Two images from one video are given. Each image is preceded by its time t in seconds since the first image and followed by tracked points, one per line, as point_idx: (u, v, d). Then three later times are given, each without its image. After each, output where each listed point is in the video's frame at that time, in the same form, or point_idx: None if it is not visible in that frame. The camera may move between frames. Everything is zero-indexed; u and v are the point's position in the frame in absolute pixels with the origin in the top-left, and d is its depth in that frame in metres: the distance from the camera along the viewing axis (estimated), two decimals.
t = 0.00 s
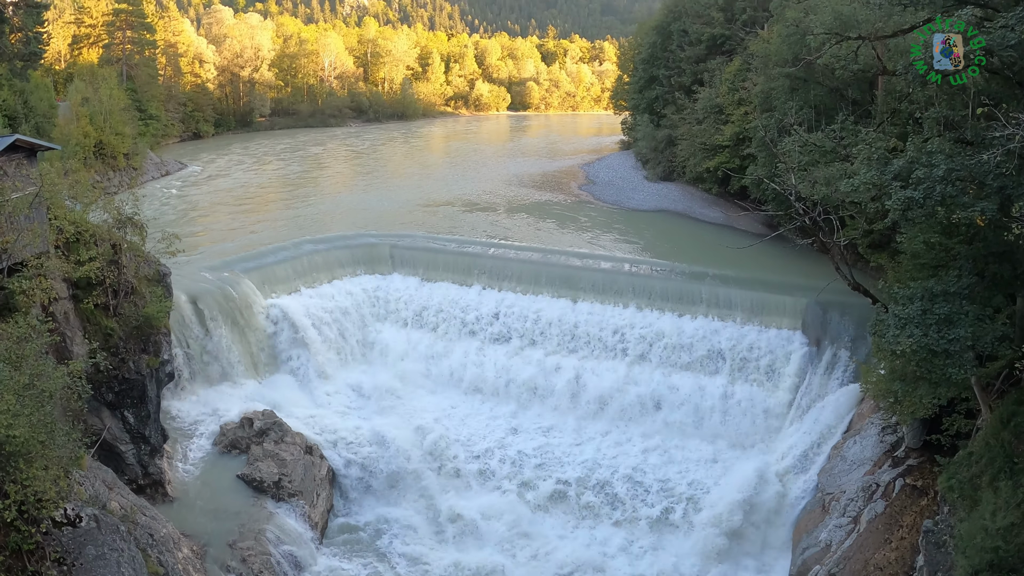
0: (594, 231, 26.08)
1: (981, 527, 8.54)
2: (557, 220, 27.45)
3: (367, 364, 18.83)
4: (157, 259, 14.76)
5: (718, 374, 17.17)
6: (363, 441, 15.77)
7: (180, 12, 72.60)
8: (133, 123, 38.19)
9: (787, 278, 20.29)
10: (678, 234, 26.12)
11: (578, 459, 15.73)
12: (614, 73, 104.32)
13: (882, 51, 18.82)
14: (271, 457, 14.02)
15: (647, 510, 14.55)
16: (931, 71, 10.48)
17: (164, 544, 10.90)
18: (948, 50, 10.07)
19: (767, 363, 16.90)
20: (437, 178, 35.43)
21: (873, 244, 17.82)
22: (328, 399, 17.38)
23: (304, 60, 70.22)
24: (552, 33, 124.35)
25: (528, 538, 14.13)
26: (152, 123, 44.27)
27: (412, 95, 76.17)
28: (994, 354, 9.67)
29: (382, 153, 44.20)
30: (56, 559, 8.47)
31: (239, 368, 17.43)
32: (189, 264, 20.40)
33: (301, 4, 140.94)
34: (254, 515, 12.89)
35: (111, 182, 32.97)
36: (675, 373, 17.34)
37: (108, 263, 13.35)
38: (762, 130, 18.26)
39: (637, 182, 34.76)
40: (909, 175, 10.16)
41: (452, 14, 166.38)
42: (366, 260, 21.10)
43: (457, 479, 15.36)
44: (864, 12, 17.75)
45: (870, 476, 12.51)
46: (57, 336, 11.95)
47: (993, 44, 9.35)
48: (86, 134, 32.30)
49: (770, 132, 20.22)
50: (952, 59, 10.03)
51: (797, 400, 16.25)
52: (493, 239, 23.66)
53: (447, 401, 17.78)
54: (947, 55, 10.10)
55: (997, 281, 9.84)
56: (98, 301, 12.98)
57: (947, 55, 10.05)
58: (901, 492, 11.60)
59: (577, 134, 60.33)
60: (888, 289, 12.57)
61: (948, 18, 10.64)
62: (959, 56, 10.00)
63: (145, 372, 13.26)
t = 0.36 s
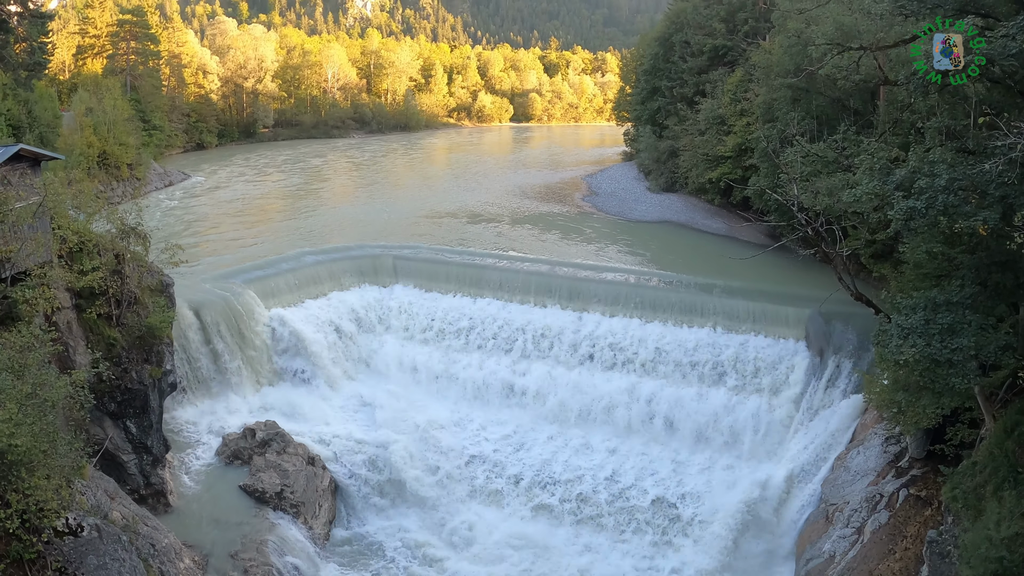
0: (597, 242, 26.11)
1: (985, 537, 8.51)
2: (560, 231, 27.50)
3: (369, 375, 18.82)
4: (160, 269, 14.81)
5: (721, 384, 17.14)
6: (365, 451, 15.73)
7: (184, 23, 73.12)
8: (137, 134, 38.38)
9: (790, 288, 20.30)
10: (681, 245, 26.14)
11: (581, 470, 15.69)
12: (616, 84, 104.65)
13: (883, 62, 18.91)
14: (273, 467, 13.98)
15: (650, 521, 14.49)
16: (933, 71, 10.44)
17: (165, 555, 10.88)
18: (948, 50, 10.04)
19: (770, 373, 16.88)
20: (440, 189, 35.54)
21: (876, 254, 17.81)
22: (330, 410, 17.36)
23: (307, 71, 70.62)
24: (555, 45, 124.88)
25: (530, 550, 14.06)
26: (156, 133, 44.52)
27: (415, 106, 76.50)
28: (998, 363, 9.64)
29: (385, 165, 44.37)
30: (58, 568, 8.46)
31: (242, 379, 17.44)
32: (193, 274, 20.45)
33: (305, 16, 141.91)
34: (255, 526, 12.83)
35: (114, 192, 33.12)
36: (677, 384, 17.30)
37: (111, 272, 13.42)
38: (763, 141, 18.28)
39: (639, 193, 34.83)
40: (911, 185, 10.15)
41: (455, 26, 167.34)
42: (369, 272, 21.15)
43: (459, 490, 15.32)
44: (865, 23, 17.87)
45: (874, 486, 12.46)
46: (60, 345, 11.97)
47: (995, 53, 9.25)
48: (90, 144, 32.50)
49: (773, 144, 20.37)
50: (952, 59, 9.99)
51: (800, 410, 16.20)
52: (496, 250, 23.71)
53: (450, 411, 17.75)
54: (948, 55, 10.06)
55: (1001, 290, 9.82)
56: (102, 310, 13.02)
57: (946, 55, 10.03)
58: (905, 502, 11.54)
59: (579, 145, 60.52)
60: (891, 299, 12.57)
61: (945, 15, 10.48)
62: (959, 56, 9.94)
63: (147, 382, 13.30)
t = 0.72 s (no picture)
0: (598, 247, 26.11)
1: (988, 542, 8.46)
2: (562, 237, 27.52)
3: (371, 381, 18.80)
4: (163, 274, 14.85)
5: (723, 390, 17.10)
6: (366, 456, 15.71)
7: (187, 29, 73.45)
8: (139, 139, 38.52)
9: (793, 294, 20.27)
10: (683, 250, 26.13)
11: (583, 475, 15.65)
12: (618, 90, 104.79)
13: (885, 67, 18.90)
14: (275, 473, 13.97)
15: (654, 528, 14.41)
16: (932, 70, 10.47)
17: (167, 560, 10.87)
18: (947, 50, 10.08)
19: (772, 378, 16.86)
20: (442, 195, 35.58)
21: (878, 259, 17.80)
22: (332, 416, 17.33)
23: (309, 77, 70.83)
24: (556, 51, 125.19)
25: (532, 555, 14.02)
26: (158, 139, 44.64)
27: (417, 112, 76.68)
28: (1000, 368, 9.61)
29: (387, 170, 44.45)
30: (59, 573, 8.48)
31: (244, 384, 17.43)
32: (195, 280, 20.48)
33: (307, 22, 142.38)
34: (257, 531, 12.80)
35: (117, 197, 33.19)
36: (680, 390, 17.27)
37: (113, 278, 13.47)
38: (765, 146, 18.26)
39: (641, 199, 34.84)
40: (913, 190, 10.12)
41: (458, 33, 167.91)
42: (371, 278, 21.17)
43: (461, 496, 15.29)
44: (866, 27, 17.89)
45: (877, 492, 12.41)
46: (63, 350, 11.97)
47: (997, 57, 9.22)
48: (93, 150, 32.59)
49: (775, 149, 20.35)
50: (952, 60, 10.02)
51: (803, 416, 16.19)
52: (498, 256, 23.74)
53: (451, 417, 17.73)
54: (947, 55, 10.09)
55: (1003, 295, 9.79)
56: (104, 315, 13.05)
57: (946, 55, 10.07)
58: (908, 507, 11.50)
59: (581, 150, 60.57)
60: (893, 304, 12.54)
61: (946, 17, 10.43)
62: (959, 56, 9.98)
63: (149, 388, 13.32)
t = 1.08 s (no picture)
0: (598, 249, 26.12)
1: (989, 543, 8.48)
2: (563, 238, 27.55)
3: (372, 382, 18.79)
4: (163, 275, 14.86)
5: (723, 391, 17.10)
6: (366, 458, 15.69)
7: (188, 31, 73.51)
8: (140, 140, 38.57)
9: (793, 295, 20.28)
10: (684, 252, 26.14)
11: (583, 477, 15.65)
12: (619, 91, 104.84)
13: (886, 68, 18.86)
14: (275, 474, 13.96)
15: (654, 531, 14.40)
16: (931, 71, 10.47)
17: (167, 561, 10.86)
18: (947, 50, 10.07)
19: (773, 380, 16.86)
20: (442, 196, 35.63)
21: (878, 260, 17.80)
22: (332, 417, 17.31)
23: (309, 78, 70.88)
24: (557, 52, 125.33)
25: (532, 557, 14.03)
26: (159, 139, 44.67)
27: (417, 114, 76.75)
28: (1000, 370, 9.63)
29: (387, 172, 44.51)
30: (59, 574, 8.49)
31: (245, 385, 17.45)
32: (196, 280, 20.50)
33: (308, 23, 142.56)
34: (257, 532, 12.79)
35: (117, 198, 33.23)
36: (680, 392, 17.27)
37: (114, 279, 13.49)
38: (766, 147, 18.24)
39: (641, 200, 34.88)
40: (913, 191, 10.10)
41: (458, 34, 168.06)
42: (372, 279, 21.19)
43: (461, 498, 15.28)
44: (867, 29, 17.88)
45: (877, 493, 12.41)
46: (63, 351, 11.99)
47: (997, 58, 9.21)
48: (94, 150, 32.64)
49: (775, 150, 20.34)
50: (952, 60, 10.01)
51: (803, 417, 16.20)
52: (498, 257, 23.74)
53: (451, 418, 17.72)
54: (947, 55, 10.08)
55: (1003, 296, 9.79)
56: (104, 316, 13.06)
57: (946, 55, 10.06)
58: (908, 509, 11.50)
59: (582, 152, 60.59)
60: (894, 305, 12.55)
61: (946, 17, 10.43)
62: (959, 56, 9.97)
63: (150, 389, 13.31)
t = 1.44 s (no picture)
0: (599, 248, 26.12)
1: (988, 542, 8.48)
2: (563, 237, 27.56)
3: (372, 382, 18.79)
4: (163, 275, 14.86)
5: (723, 391, 17.11)
6: (366, 458, 15.68)
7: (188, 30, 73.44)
8: (140, 140, 38.58)
9: (793, 294, 20.28)
10: (684, 251, 26.15)
11: (583, 477, 15.64)
12: (619, 91, 104.77)
13: (886, 67, 18.84)
14: (275, 473, 13.96)
15: (654, 530, 14.39)
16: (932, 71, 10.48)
17: (167, 560, 10.85)
18: (948, 50, 10.06)
19: (773, 379, 16.86)
20: (442, 195, 35.65)
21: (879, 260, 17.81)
22: (332, 417, 17.30)
23: (309, 77, 70.82)
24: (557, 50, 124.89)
25: (532, 557, 14.03)
26: (159, 139, 44.71)
27: (418, 114, 76.76)
28: (1000, 370, 9.63)
29: (387, 171, 44.55)
30: (60, 574, 8.50)
31: (245, 384, 17.45)
32: (196, 280, 20.51)
33: (307, 23, 142.62)
34: (257, 532, 12.79)
35: (117, 198, 33.27)
36: (680, 391, 17.26)
37: (114, 278, 13.50)
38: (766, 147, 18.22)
39: (641, 199, 34.91)
40: (914, 190, 10.10)
41: (458, 33, 167.97)
42: (373, 279, 21.19)
43: (461, 497, 15.28)
44: (867, 28, 17.85)
45: (877, 492, 12.41)
46: (63, 351, 12.00)
47: (996, 57, 9.19)
48: (94, 150, 32.68)
49: (775, 149, 20.32)
50: (952, 60, 10.01)
51: (804, 416, 16.20)
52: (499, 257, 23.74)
53: (451, 418, 17.72)
54: (947, 55, 10.08)
55: (1003, 295, 9.78)
56: (104, 316, 13.07)
57: (946, 55, 10.07)
58: (909, 508, 11.50)
59: (582, 151, 60.57)
60: (894, 304, 12.56)
61: (946, 17, 10.41)
62: (959, 56, 9.96)
63: (150, 389, 13.32)
